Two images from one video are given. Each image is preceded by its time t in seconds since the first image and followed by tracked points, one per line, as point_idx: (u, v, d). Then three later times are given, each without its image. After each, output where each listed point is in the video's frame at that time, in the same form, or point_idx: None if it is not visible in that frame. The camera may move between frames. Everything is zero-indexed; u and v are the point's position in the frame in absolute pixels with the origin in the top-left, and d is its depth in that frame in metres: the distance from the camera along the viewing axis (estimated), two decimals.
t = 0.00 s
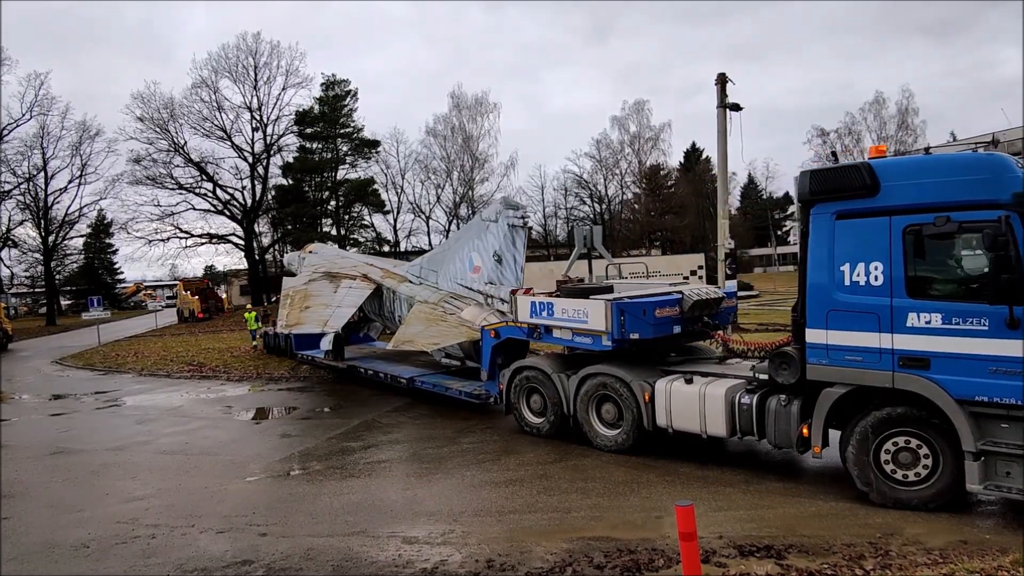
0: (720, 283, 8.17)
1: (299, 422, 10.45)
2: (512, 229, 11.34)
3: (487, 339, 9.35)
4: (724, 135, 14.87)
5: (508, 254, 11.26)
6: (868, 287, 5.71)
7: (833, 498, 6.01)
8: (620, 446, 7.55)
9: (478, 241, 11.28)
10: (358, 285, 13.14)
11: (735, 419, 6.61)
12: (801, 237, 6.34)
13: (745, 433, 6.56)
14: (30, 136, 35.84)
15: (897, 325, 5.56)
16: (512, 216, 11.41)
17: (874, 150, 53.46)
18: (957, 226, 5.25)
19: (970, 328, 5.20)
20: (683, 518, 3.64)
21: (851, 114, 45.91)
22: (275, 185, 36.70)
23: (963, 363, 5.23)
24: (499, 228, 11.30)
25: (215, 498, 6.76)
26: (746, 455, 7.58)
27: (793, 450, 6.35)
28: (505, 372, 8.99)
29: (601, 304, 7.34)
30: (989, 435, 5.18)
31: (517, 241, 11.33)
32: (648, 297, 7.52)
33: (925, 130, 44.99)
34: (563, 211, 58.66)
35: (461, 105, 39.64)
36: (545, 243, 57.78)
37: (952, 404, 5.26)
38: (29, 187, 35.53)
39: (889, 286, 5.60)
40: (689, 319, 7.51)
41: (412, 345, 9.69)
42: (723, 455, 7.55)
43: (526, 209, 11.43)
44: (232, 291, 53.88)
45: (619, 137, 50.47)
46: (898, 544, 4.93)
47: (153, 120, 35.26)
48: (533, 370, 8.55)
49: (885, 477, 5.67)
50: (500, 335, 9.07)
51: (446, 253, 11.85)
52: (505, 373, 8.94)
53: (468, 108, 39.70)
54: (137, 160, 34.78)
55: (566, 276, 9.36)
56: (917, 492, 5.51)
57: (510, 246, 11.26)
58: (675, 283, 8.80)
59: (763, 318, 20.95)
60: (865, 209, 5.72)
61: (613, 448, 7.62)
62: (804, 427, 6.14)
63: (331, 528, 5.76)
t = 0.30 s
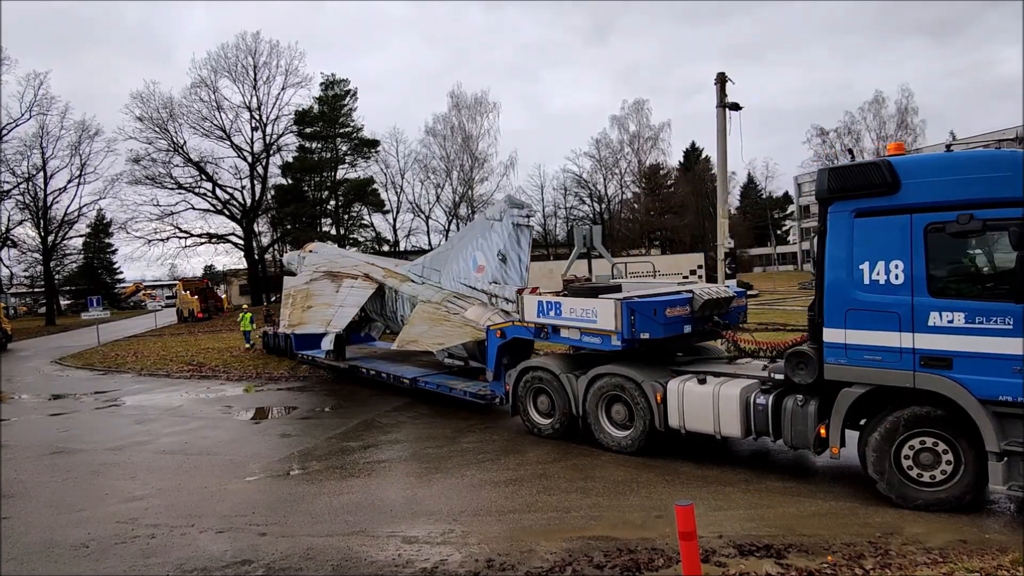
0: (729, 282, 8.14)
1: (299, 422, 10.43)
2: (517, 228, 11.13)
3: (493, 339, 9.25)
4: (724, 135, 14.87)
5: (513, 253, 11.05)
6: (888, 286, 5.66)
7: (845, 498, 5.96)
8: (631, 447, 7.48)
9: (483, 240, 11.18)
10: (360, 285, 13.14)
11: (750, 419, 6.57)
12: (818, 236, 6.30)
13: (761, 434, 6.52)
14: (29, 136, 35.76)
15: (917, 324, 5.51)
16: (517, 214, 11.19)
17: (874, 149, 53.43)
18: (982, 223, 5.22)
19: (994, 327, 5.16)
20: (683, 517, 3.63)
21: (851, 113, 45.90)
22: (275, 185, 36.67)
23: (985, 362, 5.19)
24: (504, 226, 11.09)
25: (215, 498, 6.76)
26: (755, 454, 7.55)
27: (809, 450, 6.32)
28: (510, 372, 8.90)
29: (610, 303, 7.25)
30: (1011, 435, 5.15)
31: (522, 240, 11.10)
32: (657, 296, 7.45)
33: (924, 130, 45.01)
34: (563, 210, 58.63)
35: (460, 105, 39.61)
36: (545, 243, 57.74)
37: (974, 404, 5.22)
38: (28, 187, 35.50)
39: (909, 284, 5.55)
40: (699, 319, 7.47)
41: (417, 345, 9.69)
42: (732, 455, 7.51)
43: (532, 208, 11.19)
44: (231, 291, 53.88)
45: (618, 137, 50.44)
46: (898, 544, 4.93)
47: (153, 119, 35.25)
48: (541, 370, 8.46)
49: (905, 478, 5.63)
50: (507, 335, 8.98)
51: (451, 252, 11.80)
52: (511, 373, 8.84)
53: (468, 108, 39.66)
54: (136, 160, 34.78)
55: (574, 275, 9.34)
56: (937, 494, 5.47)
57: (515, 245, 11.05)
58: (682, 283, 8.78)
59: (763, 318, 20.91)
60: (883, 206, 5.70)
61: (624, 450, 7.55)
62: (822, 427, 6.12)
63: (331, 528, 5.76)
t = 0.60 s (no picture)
0: (739, 282, 8.10)
1: (298, 422, 10.42)
2: (522, 227, 10.78)
3: (499, 338, 9.20)
4: (724, 134, 14.87)
5: (517, 252, 10.82)
6: (909, 284, 5.59)
7: (858, 499, 5.91)
8: (643, 448, 7.41)
9: (488, 239, 11.01)
10: (362, 283, 13.15)
11: (766, 420, 6.51)
12: (835, 233, 6.21)
13: (777, 435, 6.45)
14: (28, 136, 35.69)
15: (939, 323, 5.44)
16: (522, 213, 10.82)
17: (873, 149, 53.44)
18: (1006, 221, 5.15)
19: (1018, 326, 5.11)
20: (682, 517, 3.63)
21: (850, 113, 45.99)
22: (274, 184, 36.67)
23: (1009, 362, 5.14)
24: (508, 224, 10.83)
25: (214, 498, 6.75)
26: (764, 455, 7.50)
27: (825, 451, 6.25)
28: (518, 373, 8.81)
29: (621, 302, 7.22)
30: None
31: (527, 238, 10.77)
32: (668, 295, 7.41)
33: (923, 129, 45.07)
34: (562, 210, 58.66)
35: (460, 104, 39.61)
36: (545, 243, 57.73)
37: (998, 404, 5.18)
38: (27, 187, 35.45)
39: (931, 283, 5.48)
40: (710, 318, 7.42)
41: (422, 345, 9.72)
42: (741, 456, 7.45)
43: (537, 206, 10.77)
44: (230, 291, 53.92)
45: (617, 136, 50.44)
46: (897, 543, 4.93)
47: (152, 119, 35.22)
48: (549, 370, 8.37)
49: (925, 479, 5.56)
50: (512, 335, 8.93)
51: (456, 250, 11.75)
52: (518, 374, 8.75)
53: (467, 107, 39.66)
54: (136, 160, 34.76)
55: (583, 274, 9.31)
56: (953, 495, 5.43)
57: (519, 244, 10.77)
58: (691, 282, 8.73)
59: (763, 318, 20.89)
60: (904, 204, 5.61)
61: (635, 451, 7.47)
62: (839, 428, 6.04)
63: (331, 527, 5.74)
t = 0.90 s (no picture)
0: (749, 282, 8.06)
1: (298, 422, 10.42)
2: (528, 227, 10.92)
3: (505, 338, 9.07)
4: (723, 134, 14.88)
5: (522, 251, 10.93)
6: (931, 283, 5.49)
7: (863, 500, 5.87)
8: (655, 449, 7.31)
9: (492, 238, 11.05)
10: (365, 282, 13.09)
11: (782, 420, 6.43)
12: (855, 234, 6.11)
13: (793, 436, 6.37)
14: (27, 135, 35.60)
15: (961, 323, 5.35)
16: (527, 212, 10.96)
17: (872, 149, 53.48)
18: None
19: None
20: (681, 516, 3.63)
21: (849, 113, 46.06)
22: (274, 184, 36.67)
23: None
24: (514, 224, 10.94)
25: (214, 498, 6.74)
26: (773, 456, 7.45)
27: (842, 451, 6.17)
28: (524, 372, 8.71)
29: (632, 301, 7.14)
30: None
31: (532, 238, 10.92)
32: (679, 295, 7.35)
33: (922, 129, 45.14)
34: (562, 210, 58.67)
35: (459, 104, 39.63)
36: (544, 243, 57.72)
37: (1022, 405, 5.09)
38: (26, 187, 35.39)
39: (954, 282, 5.39)
40: (721, 318, 7.40)
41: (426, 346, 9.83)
42: (751, 457, 7.38)
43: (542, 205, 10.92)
44: (230, 291, 53.91)
45: (617, 136, 50.44)
46: (897, 543, 4.93)
47: (151, 119, 35.18)
48: (558, 370, 8.27)
49: (945, 479, 5.49)
50: (519, 334, 8.81)
51: (459, 249, 11.71)
52: (525, 374, 8.63)
53: (466, 107, 39.68)
54: (135, 160, 34.72)
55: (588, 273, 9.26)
56: (972, 496, 5.38)
57: (524, 243, 10.91)
58: (699, 282, 8.69)
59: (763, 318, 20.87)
60: (926, 203, 5.52)
61: (647, 452, 7.38)
62: (858, 428, 5.94)
63: (331, 528, 5.74)
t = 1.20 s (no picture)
0: (760, 282, 8.03)
1: (297, 422, 10.43)
2: (533, 226, 10.56)
3: (511, 338, 9.00)
4: (722, 134, 14.88)
5: (527, 251, 10.65)
6: (953, 283, 5.44)
7: (862, 500, 5.87)
8: (667, 450, 7.24)
9: (497, 238, 10.90)
10: (366, 283, 13.11)
11: (798, 421, 6.37)
12: (874, 232, 6.02)
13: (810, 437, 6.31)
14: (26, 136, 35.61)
15: (985, 322, 5.30)
16: (533, 211, 10.58)
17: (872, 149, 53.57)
18: None
19: None
20: (681, 516, 3.63)
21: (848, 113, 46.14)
22: (273, 184, 36.72)
23: None
24: (518, 223, 10.64)
25: (213, 498, 6.75)
26: (782, 456, 7.40)
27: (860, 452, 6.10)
28: (532, 372, 8.62)
29: (643, 300, 7.11)
30: None
31: (538, 238, 10.57)
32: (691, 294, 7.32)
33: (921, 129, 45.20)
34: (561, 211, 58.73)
35: (459, 104, 39.67)
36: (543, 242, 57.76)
37: None
38: (25, 187, 35.40)
39: (976, 281, 5.34)
40: (734, 317, 7.38)
41: (432, 345, 9.80)
42: (762, 458, 7.33)
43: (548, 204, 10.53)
44: (229, 291, 53.95)
45: (616, 137, 50.46)
46: (896, 542, 4.93)
47: (150, 119, 35.18)
48: (566, 371, 8.18)
49: (967, 480, 5.43)
50: (526, 335, 8.74)
51: (465, 249, 11.66)
52: (533, 375, 8.54)
53: (466, 108, 39.73)
54: (134, 160, 34.72)
55: (594, 273, 9.24)
56: (987, 498, 5.33)
57: (530, 243, 10.58)
58: (707, 282, 8.66)
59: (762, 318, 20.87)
60: (948, 202, 5.45)
61: (659, 453, 7.31)
62: (877, 430, 5.89)
63: (331, 527, 5.75)
